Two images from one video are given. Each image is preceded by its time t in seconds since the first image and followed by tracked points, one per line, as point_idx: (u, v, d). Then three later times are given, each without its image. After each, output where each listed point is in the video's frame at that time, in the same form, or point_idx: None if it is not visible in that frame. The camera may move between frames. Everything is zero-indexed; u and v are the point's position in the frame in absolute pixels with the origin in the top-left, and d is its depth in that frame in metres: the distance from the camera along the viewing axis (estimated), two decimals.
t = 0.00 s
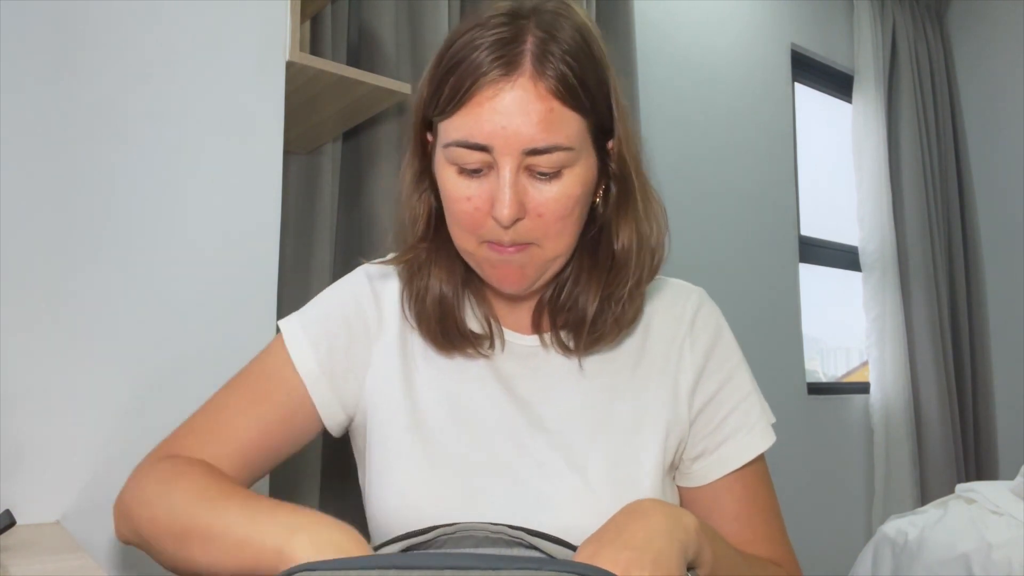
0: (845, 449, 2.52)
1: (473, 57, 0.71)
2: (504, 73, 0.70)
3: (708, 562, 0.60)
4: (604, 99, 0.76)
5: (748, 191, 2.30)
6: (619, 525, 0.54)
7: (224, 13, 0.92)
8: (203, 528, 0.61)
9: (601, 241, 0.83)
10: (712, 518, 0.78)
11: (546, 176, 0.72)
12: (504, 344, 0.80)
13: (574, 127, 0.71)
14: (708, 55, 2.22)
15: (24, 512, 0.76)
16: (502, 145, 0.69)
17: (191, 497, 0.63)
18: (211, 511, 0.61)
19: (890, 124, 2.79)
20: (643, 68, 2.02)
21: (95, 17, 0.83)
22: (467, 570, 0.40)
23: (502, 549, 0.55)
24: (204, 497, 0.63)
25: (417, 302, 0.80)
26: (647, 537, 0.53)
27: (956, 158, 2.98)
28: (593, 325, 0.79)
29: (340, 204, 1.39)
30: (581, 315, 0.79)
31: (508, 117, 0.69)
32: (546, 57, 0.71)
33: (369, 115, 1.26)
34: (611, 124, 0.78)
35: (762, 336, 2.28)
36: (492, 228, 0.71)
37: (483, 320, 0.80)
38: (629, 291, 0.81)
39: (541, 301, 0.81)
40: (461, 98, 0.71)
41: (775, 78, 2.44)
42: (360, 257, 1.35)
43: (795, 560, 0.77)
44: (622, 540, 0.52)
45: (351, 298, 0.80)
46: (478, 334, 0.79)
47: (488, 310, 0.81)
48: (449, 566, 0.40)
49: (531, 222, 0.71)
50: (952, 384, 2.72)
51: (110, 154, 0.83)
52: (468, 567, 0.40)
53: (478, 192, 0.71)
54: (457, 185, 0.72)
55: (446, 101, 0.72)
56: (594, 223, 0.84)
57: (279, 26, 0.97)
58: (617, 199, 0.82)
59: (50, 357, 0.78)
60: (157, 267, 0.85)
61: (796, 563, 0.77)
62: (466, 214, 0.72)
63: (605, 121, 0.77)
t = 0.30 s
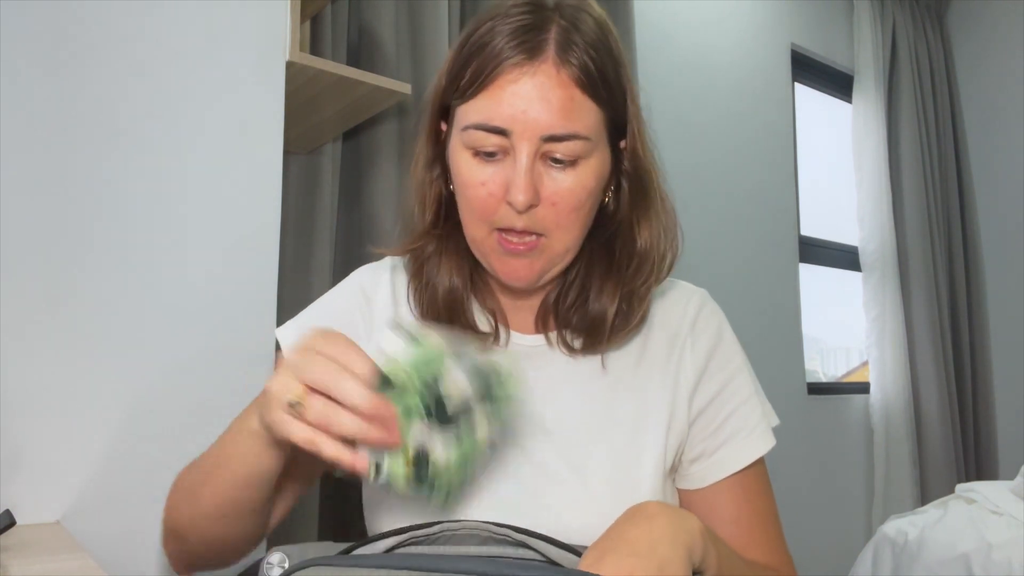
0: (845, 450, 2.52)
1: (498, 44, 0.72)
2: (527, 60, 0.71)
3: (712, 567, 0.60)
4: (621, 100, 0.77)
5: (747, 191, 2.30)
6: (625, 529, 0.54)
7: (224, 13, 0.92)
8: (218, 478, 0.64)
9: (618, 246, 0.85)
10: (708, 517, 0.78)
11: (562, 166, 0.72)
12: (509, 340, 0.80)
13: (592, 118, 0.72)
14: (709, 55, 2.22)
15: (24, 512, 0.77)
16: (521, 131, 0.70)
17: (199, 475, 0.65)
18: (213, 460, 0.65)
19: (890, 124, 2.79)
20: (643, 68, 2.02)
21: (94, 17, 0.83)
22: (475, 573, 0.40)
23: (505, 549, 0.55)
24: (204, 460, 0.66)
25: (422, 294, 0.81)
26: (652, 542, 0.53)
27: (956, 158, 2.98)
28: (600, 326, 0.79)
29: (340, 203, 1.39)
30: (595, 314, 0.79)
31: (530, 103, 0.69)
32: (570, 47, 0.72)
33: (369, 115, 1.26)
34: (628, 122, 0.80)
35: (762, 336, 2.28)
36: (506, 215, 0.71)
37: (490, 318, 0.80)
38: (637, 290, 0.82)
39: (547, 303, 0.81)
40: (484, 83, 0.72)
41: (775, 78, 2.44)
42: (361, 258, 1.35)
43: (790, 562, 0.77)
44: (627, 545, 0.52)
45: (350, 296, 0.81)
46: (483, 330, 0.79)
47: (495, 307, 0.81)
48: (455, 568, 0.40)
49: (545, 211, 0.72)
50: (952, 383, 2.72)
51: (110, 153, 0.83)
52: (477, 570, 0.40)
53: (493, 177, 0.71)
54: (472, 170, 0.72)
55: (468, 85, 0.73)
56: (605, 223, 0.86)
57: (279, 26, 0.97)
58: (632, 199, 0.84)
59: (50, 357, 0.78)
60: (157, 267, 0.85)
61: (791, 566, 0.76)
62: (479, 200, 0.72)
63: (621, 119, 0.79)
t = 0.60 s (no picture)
0: (845, 450, 2.52)
1: (485, 30, 0.75)
2: (512, 44, 0.74)
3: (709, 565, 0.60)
4: (609, 91, 0.80)
5: (747, 191, 2.30)
6: (622, 527, 0.54)
7: (224, 13, 0.92)
8: (249, 502, 0.65)
9: (603, 233, 0.86)
10: (707, 517, 0.78)
11: (548, 147, 0.73)
12: (500, 336, 0.81)
13: (577, 101, 0.74)
14: (709, 55, 2.22)
15: (24, 512, 0.77)
16: (507, 108, 0.71)
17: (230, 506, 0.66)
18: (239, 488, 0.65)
19: (890, 124, 2.79)
20: (643, 68, 2.02)
21: (94, 17, 0.83)
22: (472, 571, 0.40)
23: (502, 548, 0.55)
24: (233, 494, 0.67)
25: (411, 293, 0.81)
26: (649, 540, 0.53)
27: (956, 158, 2.98)
28: (592, 324, 0.80)
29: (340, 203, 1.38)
30: (582, 315, 0.80)
31: (514, 83, 0.72)
32: (555, 35, 0.75)
33: (369, 115, 1.26)
34: (613, 110, 0.81)
35: (763, 336, 2.28)
36: (492, 194, 0.71)
37: (483, 317, 0.81)
38: (625, 283, 0.84)
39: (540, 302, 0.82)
40: (471, 67, 0.74)
41: (776, 77, 2.44)
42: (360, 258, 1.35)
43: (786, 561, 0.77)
44: (624, 543, 0.52)
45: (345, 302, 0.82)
46: (476, 328, 0.80)
47: (486, 307, 0.82)
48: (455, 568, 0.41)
49: (531, 191, 0.71)
50: (952, 383, 2.72)
51: (110, 152, 0.83)
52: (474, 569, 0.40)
53: (480, 157, 0.72)
54: (460, 152, 0.73)
55: (457, 72, 0.75)
56: (594, 214, 0.87)
57: (279, 26, 0.97)
58: (618, 192, 0.85)
59: (50, 357, 0.78)
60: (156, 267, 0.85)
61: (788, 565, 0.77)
62: (467, 180, 0.72)
63: (608, 106, 0.80)
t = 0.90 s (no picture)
0: (845, 450, 2.52)
1: (493, 24, 0.75)
2: (522, 39, 0.74)
3: (708, 565, 0.60)
4: (612, 88, 0.80)
5: (747, 191, 2.30)
6: (622, 526, 0.54)
7: (224, 13, 0.92)
8: (310, 478, 0.63)
9: (606, 233, 0.86)
10: (701, 517, 0.78)
11: (559, 140, 0.73)
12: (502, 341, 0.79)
13: (586, 95, 0.74)
14: (708, 54, 2.22)
15: (24, 512, 0.77)
16: (519, 101, 0.71)
17: (286, 487, 0.64)
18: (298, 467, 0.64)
19: (890, 124, 2.79)
20: (643, 67, 2.02)
21: (94, 17, 0.83)
22: (473, 569, 0.40)
23: (503, 549, 0.55)
24: (276, 496, 0.65)
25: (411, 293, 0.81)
26: (648, 540, 0.53)
27: (956, 158, 2.98)
28: (592, 326, 0.79)
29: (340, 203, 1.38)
30: (585, 317, 0.79)
31: (527, 75, 0.72)
32: (565, 31, 0.76)
33: (368, 115, 1.26)
34: (615, 113, 0.82)
35: (763, 336, 2.28)
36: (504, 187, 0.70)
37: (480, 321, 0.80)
38: (623, 283, 0.83)
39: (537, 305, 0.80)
40: (481, 60, 0.74)
41: (776, 77, 2.44)
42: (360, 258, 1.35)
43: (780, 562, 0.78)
44: (625, 542, 0.52)
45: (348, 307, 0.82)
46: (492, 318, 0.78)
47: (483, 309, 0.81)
48: (455, 566, 0.40)
49: (543, 184, 0.71)
50: (952, 383, 2.72)
51: (110, 152, 0.83)
52: (476, 568, 0.40)
53: (490, 150, 0.71)
54: (470, 144, 0.72)
55: (465, 66, 0.75)
56: (594, 214, 0.87)
57: (279, 26, 0.97)
58: (621, 194, 0.87)
59: (50, 357, 0.78)
60: (155, 266, 0.85)
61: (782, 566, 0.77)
62: (477, 173, 0.71)
63: (610, 108, 0.81)
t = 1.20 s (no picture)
0: (845, 450, 2.52)
1: (489, 25, 0.75)
2: (518, 40, 0.74)
3: (709, 566, 0.60)
4: (608, 89, 0.79)
5: (747, 191, 2.30)
6: (623, 527, 0.54)
7: (224, 12, 0.92)
8: (327, 486, 0.63)
9: (604, 234, 0.86)
10: (702, 517, 0.78)
11: (555, 141, 0.73)
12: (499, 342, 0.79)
13: (582, 96, 0.74)
14: (708, 54, 2.22)
15: (25, 512, 0.77)
16: (514, 102, 0.71)
17: (303, 497, 0.64)
18: (316, 475, 0.63)
19: (890, 124, 2.79)
20: (643, 66, 2.02)
21: (94, 16, 0.83)
22: (473, 569, 0.40)
23: (504, 549, 0.55)
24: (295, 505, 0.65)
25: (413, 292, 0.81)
26: (649, 539, 0.53)
27: (956, 158, 2.98)
28: (588, 326, 0.79)
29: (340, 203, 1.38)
30: (581, 316, 0.79)
31: (522, 77, 0.71)
32: (560, 31, 0.75)
33: (368, 115, 1.26)
34: (613, 112, 0.82)
35: (762, 336, 2.28)
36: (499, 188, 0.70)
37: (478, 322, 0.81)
38: (622, 283, 0.83)
39: (537, 306, 0.81)
40: (476, 61, 0.74)
41: (776, 77, 2.44)
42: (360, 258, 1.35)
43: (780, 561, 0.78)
44: (626, 541, 0.52)
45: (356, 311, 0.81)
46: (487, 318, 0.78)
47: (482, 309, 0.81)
48: (457, 565, 0.40)
49: (539, 186, 0.71)
50: (952, 383, 2.72)
51: (110, 152, 0.83)
52: (477, 567, 0.40)
53: (486, 151, 0.71)
54: (465, 145, 0.72)
55: (462, 66, 0.75)
56: (591, 215, 0.87)
57: (279, 26, 0.97)
58: (617, 195, 0.86)
59: (50, 357, 0.78)
60: (155, 267, 0.85)
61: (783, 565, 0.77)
62: (473, 175, 0.71)
63: (608, 108, 0.81)
